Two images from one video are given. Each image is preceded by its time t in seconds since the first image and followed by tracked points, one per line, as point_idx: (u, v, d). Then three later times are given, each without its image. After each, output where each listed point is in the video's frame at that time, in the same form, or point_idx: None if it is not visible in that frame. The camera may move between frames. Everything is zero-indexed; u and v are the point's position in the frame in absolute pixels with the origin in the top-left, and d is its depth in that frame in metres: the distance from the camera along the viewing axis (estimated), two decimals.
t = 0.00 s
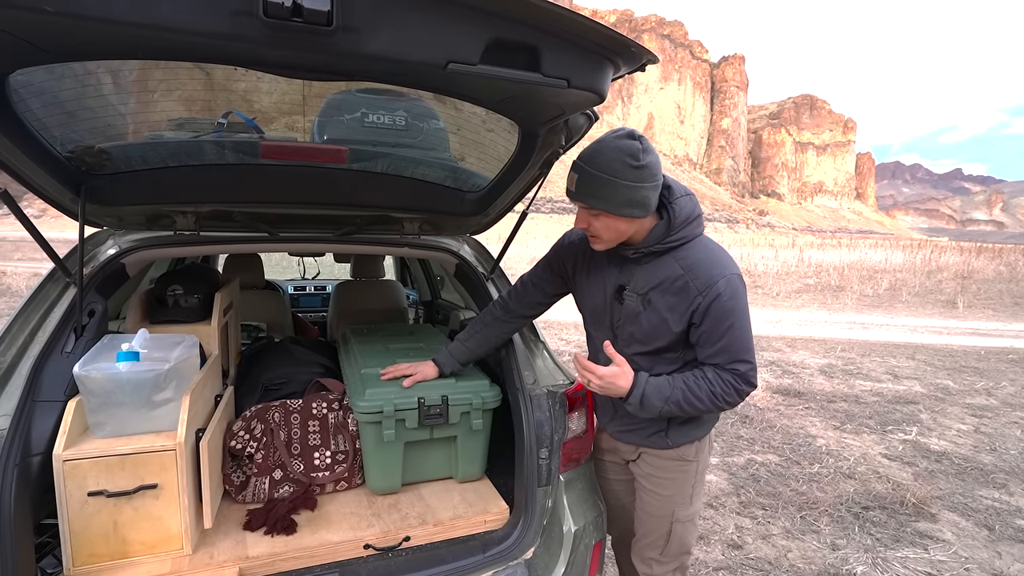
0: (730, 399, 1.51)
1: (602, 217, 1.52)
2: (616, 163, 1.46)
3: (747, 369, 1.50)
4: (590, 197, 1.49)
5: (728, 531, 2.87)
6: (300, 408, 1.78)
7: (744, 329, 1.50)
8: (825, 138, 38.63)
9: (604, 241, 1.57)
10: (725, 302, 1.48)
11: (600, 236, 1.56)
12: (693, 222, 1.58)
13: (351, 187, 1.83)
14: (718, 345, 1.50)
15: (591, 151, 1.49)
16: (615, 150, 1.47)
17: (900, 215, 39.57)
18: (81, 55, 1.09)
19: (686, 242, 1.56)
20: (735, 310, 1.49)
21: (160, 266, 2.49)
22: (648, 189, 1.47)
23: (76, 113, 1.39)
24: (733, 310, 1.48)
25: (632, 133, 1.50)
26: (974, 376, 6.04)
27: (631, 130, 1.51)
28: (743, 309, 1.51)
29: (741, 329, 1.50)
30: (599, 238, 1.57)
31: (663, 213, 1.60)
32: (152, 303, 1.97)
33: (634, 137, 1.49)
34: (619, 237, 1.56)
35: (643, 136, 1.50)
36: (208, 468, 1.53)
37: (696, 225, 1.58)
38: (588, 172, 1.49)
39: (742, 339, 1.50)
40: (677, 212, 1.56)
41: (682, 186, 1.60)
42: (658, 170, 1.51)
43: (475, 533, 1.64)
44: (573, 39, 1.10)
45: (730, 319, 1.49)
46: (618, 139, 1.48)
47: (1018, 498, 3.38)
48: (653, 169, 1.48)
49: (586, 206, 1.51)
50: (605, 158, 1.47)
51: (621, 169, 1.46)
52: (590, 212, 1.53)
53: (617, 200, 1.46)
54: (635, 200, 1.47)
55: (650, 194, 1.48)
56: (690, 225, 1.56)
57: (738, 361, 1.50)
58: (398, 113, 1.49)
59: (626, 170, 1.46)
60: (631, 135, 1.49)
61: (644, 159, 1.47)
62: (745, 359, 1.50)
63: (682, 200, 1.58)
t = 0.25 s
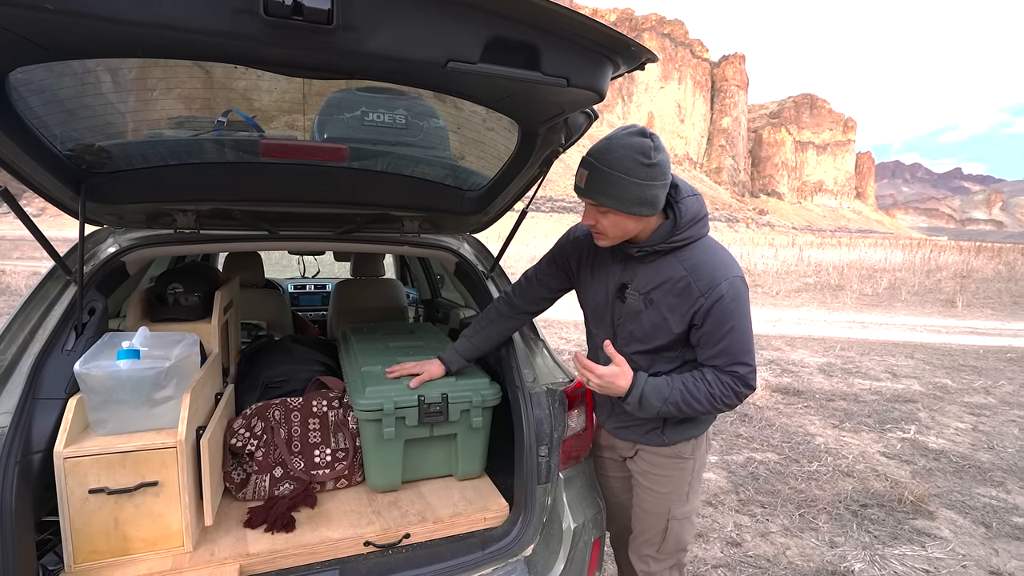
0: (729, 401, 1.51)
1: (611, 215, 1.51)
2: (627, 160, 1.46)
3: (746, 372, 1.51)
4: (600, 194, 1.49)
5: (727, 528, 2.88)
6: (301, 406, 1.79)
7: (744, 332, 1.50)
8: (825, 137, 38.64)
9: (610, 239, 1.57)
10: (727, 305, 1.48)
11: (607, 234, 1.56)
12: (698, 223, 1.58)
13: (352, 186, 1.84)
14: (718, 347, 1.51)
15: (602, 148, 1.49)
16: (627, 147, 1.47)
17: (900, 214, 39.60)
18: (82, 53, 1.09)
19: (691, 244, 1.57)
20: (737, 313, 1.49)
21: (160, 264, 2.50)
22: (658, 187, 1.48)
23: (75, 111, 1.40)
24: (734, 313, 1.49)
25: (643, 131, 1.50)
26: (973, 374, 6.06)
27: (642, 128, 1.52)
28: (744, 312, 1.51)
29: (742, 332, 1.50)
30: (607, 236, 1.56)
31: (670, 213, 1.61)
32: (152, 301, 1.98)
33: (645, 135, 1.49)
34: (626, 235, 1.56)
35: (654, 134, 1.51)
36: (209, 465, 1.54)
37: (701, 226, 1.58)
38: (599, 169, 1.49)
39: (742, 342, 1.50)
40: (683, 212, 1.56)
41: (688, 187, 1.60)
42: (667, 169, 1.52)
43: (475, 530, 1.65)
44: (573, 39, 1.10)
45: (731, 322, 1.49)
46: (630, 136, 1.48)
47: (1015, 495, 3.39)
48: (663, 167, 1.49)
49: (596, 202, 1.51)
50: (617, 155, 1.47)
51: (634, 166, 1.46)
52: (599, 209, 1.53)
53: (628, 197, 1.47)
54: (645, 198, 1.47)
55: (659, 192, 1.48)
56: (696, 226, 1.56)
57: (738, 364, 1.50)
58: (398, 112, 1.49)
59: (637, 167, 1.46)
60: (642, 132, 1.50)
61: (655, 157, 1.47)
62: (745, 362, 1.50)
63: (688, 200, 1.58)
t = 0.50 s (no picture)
0: (721, 402, 1.52)
1: (616, 209, 1.51)
2: (637, 154, 1.46)
3: (740, 373, 1.52)
4: (607, 186, 1.48)
5: (721, 525, 2.90)
6: (295, 403, 1.78)
7: (739, 333, 1.51)
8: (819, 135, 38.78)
9: (614, 233, 1.56)
10: (723, 305, 1.49)
11: (612, 228, 1.55)
12: (699, 222, 1.58)
13: (346, 183, 1.83)
14: (712, 347, 1.51)
15: (611, 141, 1.49)
16: (636, 141, 1.47)
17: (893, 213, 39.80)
18: (74, 48, 1.09)
19: (690, 242, 1.57)
20: (732, 314, 1.50)
21: (154, 262, 2.48)
22: (665, 183, 1.47)
23: (67, 107, 1.39)
24: (730, 313, 1.50)
25: (652, 126, 1.51)
26: (965, 372, 6.10)
27: (651, 124, 1.52)
28: (740, 313, 1.52)
29: (736, 333, 1.51)
30: (611, 230, 1.56)
31: (672, 210, 1.60)
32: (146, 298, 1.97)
33: (654, 131, 1.50)
34: (630, 230, 1.55)
35: (663, 131, 1.51)
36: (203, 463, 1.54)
37: (702, 225, 1.58)
38: (607, 161, 1.49)
39: (737, 342, 1.51)
40: (684, 211, 1.56)
41: (692, 185, 1.60)
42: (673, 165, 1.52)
43: (470, 527, 1.65)
44: (568, 37, 1.11)
45: (727, 322, 1.50)
46: (638, 131, 1.49)
47: (1006, 491, 3.43)
48: (671, 163, 1.49)
49: (602, 195, 1.50)
50: (626, 148, 1.46)
51: (642, 160, 1.45)
52: (604, 202, 1.52)
53: (636, 191, 1.46)
54: (652, 192, 1.47)
55: (666, 187, 1.48)
56: (697, 225, 1.56)
57: (731, 365, 1.51)
58: (393, 109, 1.49)
59: (646, 161, 1.46)
60: (652, 128, 1.50)
61: (663, 151, 1.47)
62: (739, 363, 1.51)
63: (691, 199, 1.58)
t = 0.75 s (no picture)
0: (716, 405, 1.51)
1: (616, 202, 1.51)
2: (642, 150, 1.45)
3: (735, 376, 1.51)
4: (609, 179, 1.48)
5: (718, 524, 2.90)
6: (292, 402, 1.78)
7: (735, 336, 1.51)
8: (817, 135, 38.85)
9: (611, 227, 1.56)
10: (720, 306, 1.49)
11: (610, 221, 1.55)
12: (700, 222, 1.57)
13: (343, 181, 1.83)
14: (708, 349, 1.51)
15: (618, 133, 1.47)
16: (643, 137, 1.45)
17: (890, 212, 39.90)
18: (69, 45, 1.08)
19: (690, 243, 1.56)
20: (729, 317, 1.50)
21: (150, 261, 2.48)
22: (667, 182, 1.47)
23: (63, 104, 1.38)
24: (727, 316, 1.49)
25: (661, 124, 1.50)
26: (961, 371, 6.12)
27: (660, 121, 1.51)
28: (738, 315, 1.51)
29: (733, 336, 1.50)
30: (608, 223, 1.56)
31: (672, 209, 1.59)
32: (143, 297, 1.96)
33: (662, 128, 1.49)
34: (629, 226, 1.55)
35: (672, 129, 1.50)
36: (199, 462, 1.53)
37: (703, 225, 1.56)
38: (612, 153, 1.47)
39: (734, 345, 1.50)
40: (685, 210, 1.55)
41: (693, 184, 1.59)
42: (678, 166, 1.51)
43: (467, 526, 1.65)
44: (566, 34, 1.10)
45: (723, 324, 1.50)
46: (648, 127, 1.47)
47: (1001, 490, 3.44)
48: (676, 163, 1.48)
49: (604, 187, 1.50)
50: (634, 141, 1.45)
51: (648, 157, 1.45)
52: (604, 195, 1.52)
53: (637, 186, 1.45)
54: (652, 191, 1.46)
55: (668, 188, 1.48)
56: (697, 225, 1.55)
57: (727, 367, 1.51)
58: (390, 106, 1.49)
59: (650, 159, 1.45)
60: (659, 126, 1.49)
61: (670, 151, 1.46)
62: (735, 366, 1.51)
63: (692, 198, 1.57)
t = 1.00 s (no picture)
0: (721, 403, 1.51)
1: (667, 192, 1.49)
2: (687, 137, 1.50)
3: (742, 374, 1.51)
4: (671, 165, 1.46)
5: (719, 524, 2.90)
6: (292, 402, 1.78)
7: (743, 336, 1.51)
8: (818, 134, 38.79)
9: (658, 222, 1.52)
10: (730, 305, 1.49)
11: (657, 215, 1.51)
12: (709, 220, 1.57)
13: (343, 180, 1.83)
14: (717, 348, 1.51)
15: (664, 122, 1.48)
16: (682, 126, 1.51)
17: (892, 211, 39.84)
18: (68, 44, 1.08)
19: (700, 242, 1.56)
20: (738, 316, 1.50)
21: (150, 260, 2.48)
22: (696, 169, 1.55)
23: (63, 104, 1.38)
24: (736, 314, 1.49)
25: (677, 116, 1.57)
26: (963, 370, 6.11)
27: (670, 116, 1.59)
28: (746, 314, 1.52)
29: (740, 336, 1.51)
30: (654, 217, 1.51)
31: (683, 208, 1.60)
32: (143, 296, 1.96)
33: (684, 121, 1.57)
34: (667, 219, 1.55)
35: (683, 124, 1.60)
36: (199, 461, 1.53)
37: (712, 224, 1.57)
38: (666, 142, 1.46)
39: (741, 344, 1.51)
40: (698, 207, 1.56)
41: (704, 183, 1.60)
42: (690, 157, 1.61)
43: (467, 526, 1.65)
44: (567, 32, 1.10)
45: (731, 323, 1.50)
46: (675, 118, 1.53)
47: (1004, 490, 3.43)
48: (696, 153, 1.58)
49: (661, 175, 1.47)
50: (679, 129, 1.48)
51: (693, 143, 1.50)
52: (655, 185, 1.49)
53: (690, 171, 1.48)
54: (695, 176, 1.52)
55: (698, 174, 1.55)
56: (707, 223, 1.56)
57: (734, 366, 1.51)
58: (390, 106, 1.49)
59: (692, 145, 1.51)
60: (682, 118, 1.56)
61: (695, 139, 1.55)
62: (741, 364, 1.51)
63: (703, 195, 1.58)
